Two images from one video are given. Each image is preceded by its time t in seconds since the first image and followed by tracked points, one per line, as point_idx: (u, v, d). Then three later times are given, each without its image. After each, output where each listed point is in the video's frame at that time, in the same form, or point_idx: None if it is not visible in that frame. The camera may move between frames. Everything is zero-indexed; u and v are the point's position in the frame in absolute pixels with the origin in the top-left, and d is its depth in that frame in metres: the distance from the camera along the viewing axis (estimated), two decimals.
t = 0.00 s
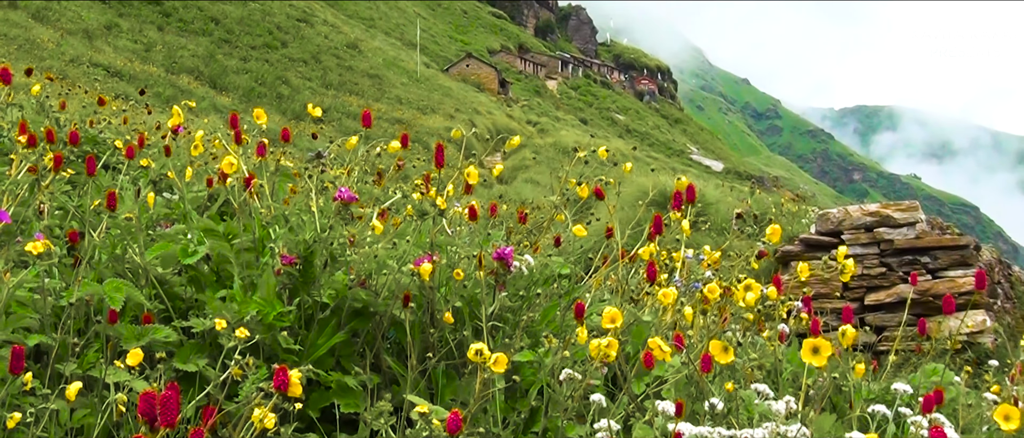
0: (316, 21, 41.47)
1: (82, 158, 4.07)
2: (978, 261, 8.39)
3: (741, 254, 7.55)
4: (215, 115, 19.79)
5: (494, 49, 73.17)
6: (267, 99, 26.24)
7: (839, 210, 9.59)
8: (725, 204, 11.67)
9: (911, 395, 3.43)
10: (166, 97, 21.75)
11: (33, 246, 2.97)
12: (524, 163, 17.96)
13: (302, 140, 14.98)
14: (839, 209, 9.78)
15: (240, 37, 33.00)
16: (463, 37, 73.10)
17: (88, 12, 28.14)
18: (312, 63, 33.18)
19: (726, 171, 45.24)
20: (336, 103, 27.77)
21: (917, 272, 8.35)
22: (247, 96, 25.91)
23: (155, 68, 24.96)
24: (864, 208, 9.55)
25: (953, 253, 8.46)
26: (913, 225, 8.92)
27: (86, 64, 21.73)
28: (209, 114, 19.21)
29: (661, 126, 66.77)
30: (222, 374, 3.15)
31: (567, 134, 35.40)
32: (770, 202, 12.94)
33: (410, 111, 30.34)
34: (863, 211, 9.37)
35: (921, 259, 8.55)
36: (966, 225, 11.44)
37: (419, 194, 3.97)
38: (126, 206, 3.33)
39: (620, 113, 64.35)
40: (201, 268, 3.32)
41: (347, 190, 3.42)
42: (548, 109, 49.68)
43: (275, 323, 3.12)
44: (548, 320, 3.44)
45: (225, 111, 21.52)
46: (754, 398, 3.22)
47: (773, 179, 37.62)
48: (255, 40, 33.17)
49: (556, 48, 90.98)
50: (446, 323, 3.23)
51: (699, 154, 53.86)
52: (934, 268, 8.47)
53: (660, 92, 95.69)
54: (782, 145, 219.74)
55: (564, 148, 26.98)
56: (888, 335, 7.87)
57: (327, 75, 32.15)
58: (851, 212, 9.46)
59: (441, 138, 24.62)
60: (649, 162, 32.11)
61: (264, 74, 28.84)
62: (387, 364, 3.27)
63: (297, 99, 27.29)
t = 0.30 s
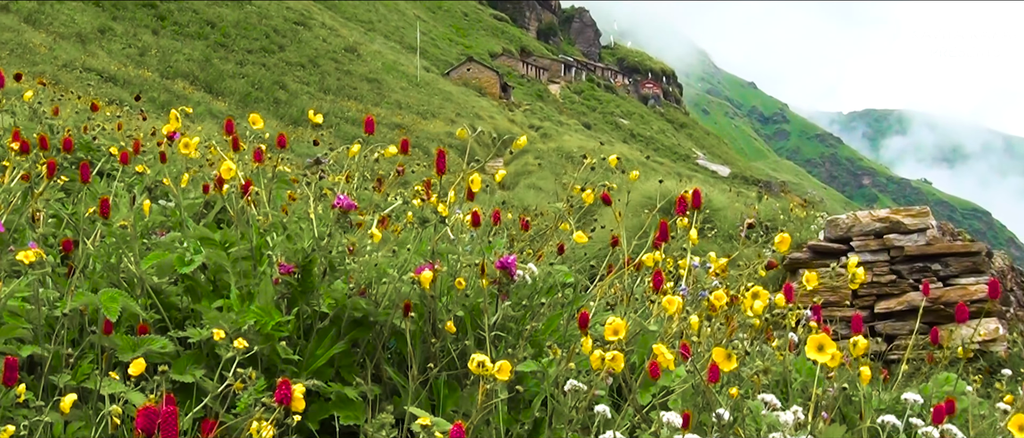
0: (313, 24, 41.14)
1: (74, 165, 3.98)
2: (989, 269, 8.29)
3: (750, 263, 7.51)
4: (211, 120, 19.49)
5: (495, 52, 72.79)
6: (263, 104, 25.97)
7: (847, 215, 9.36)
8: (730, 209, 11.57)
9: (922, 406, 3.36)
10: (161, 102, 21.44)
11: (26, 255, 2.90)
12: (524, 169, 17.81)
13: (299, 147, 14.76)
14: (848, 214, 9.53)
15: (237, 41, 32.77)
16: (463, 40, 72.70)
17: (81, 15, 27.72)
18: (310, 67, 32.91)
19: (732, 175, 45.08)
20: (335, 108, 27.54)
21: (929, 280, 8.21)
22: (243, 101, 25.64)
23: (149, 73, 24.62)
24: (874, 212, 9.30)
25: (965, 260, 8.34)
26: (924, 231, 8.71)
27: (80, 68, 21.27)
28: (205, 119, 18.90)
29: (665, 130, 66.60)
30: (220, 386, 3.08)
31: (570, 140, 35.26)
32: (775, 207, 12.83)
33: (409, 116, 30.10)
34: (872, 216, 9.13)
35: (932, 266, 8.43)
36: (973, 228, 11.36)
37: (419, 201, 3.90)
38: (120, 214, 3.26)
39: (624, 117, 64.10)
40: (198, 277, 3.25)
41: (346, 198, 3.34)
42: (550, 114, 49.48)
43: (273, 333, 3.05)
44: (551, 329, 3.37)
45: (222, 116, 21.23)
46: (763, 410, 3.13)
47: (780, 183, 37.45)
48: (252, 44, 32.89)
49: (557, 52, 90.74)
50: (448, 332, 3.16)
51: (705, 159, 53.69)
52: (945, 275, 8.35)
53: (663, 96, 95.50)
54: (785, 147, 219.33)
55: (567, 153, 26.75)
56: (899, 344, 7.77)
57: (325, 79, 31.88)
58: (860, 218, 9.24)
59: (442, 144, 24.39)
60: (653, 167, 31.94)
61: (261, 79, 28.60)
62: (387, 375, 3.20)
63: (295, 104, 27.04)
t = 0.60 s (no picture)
0: (310, 26, 40.86)
1: (66, 176, 3.90)
2: (1001, 275, 8.06)
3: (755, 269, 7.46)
4: (206, 125, 19.25)
5: (496, 54, 72.46)
6: (260, 107, 25.72)
7: (855, 221, 9.18)
8: (735, 214, 11.48)
9: (932, 417, 3.29)
10: (155, 106, 21.19)
11: (19, 263, 2.85)
12: (526, 175, 17.65)
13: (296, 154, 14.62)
14: (856, 219, 9.32)
15: (233, 44, 32.55)
16: (464, 42, 72.30)
17: (74, 19, 27.42)
18: (308, 71, 32.67)
19: (738, 180, 44.92)
20: (332, 112, 27.32)
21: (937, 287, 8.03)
22: (239, 105, 25.40)
23: (144, 76, 24.34)
24: (883, 218, 9.17)
25: (975, 267, 8.14)
26: (934, 237, 8.63)
27: (72, 72, 20.91)
28: (200, 124, 18.65)
29: (670, 133, 66.38)
30: (215, 397, 3.00)
31: (573, 144, 35.12)
32: (780, 213, 12.73)
33: (410, 118, 29.92)
34: (881, 222, 9.02)
35: (942, 273, 8.25)
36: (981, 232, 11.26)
37: (419, 209, 3.85)
38: (113, 223, 3.19)
39: (627, 120, 63.84)
40: (194, 286, 3.19)
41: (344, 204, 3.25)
42: (552, 118, 49.32)
43: (270, 344, 2.99)
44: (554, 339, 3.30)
45: (218, 121, 21.00)
46: (769, 421, 3.03)
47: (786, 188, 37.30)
48: (248, 47, 32.60)
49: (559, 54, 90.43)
50: (449, 343, 3.09)
51: (710, 163, 53.50)
52: (955, 282, 8.16)
53: (667, 100, 95.49)
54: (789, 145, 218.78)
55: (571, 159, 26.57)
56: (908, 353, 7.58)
57: (323, 82, 31.69)
58: (869, 224, 9.07)
59: (443, 150, 24.18)
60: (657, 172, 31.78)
61: (257, 83, 28.35)
62: (387, 386, 3.13)
63: (292, 108, 26.81)
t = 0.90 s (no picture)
0: (306, 29, 40.44)
1: (55, 186, 3.81)
2: (1013, 284, 7.98)
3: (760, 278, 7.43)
4: (201, 132, 18.94)
5: (496, 58, 71.96)
6: (255, 113, 25.34)
7: (864, 228, 9.06)
8: (739, 221, 11.37)
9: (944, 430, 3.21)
10: (149, 112, 20.85)
11: (9, 274, 2.78)
12: (526, 184, 17.47)
13: (289, 165, 14.15)
14: (865, 227, 9.23)
15: (225, 47, 31.58)
16: (463, 45, 71.82)
17: (66, 23, 26.96)
18: (305, 75, 32.33)
19: (743, 186, 44.71)
20: (329, 117, 26.94)
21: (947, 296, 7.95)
22: (234, 111, 25.02)
23: (137, 81, 23.91)
24: (891, 225, 9.01)
25: (985, 275, 8.05)
26: (943, 245, 8.41)
27: (64, 77, 20.56)
28: (194, 131, 18.29)
29: (673, 138, 66.03)
30: (209, 411, 2.93)
31: (575, 150, 34.89)
32: (786, 219, 12.61)
33: (408, 124, 29.60)
34: (889, 230, 8.85)
35: (952, 282, 8.15)
36: (989, 238, 11.17)
37: (418, 219, 3.79)
38: (106, 232, 3.12)
39: (630, 126, 63.41)
40: (187, 297, 3.11)
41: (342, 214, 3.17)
42: (554, 123, 49.01)
43: (266, 356, 2.92)
44: (555, 350, 3.23)
45: (213, 128, 20.68)
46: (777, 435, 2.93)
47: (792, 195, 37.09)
48: (242, 51, 32.07)
49: (561, 58, 90.03)
50: (448, 355, 3.02)
51: (714, 169, 53.21)
52: (965, 291, 8.07)
53: (673, 104, 95.25)
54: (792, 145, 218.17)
55: (573, 167, 26.35)
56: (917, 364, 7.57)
57: (320, 87, 31.12)
58: (877, 231, 8.94)
59: (443, 159, 23.91)
60: (662, 179, 31.55)
61: (252, 87, 27.89)
62: (385, 399, 3.06)
63: (287, 113, 26.33)
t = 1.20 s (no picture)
0: (302, 32, 40.05)
1: (45, 194, 3.74)
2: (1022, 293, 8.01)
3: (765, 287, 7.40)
4: (194, 138, 18.65)
5: (496, 61, 71.42)
6: (251, 118, 24.96)
7: (872, 236, 9.06)
8: (745, 228, 11.28)
9: None
10: (142, 117, 20.53)
11: None
12: (526, 192, 17.29)
13: (282, 175, 13.86)
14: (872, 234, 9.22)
15: (220, 51, 31.51)
16: (463, 48, 71.32)
17: (57, 25, 26.51)
18: (301, 79, 31.97)
19: (749, 193, 44.43)
20: (326, 122, 26.59)
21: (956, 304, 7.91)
22: (230, 115, 24.65)
23: (130, 85, 23.54)
24: (899, 232, 9.00)
25: (995, 284, 8.07)
26: (952, 253, 8.43)
27: (55, 81, 20.24)
28: (188, 138, 18.01)
29: (677, 144, 65.66)
30: (202, 424, 2.86)
31: (576, 155, 34.67)
32: (792, 228, 12.49)
33: (407, 130, 29.31)
34: (898, 237, 8.85)
35: (962, 290, 8.14)
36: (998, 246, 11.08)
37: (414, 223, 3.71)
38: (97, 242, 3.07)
39: (634, 131, 63.04)
40: (181, 308, 3.06)
41: (339, 223, 3.12)
42: (556, 128, 48.71)
43: (261, 367, 2.86)
44: (555, 362, 3.17)
45: (208, 134, 20.39)
46: None
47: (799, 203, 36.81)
48: (237, 54, 31.76)
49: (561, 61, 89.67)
50: (446, 366, 2.96)
51: (719, 175, 52.89)
52: (974, 300, 8.06)
53: (677, 107, 94.95)
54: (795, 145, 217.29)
55: (576, 175, 26.09)
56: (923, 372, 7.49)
57: (316, 92, 30.83)
58: (885, 238, 8.94)
59: (444, 167, 23.64)
60: (667, 187, 31.31)
61: (248, 92, 27.52)
62: (382, 411, 3.00)
63: (284, 118, 25.97)
